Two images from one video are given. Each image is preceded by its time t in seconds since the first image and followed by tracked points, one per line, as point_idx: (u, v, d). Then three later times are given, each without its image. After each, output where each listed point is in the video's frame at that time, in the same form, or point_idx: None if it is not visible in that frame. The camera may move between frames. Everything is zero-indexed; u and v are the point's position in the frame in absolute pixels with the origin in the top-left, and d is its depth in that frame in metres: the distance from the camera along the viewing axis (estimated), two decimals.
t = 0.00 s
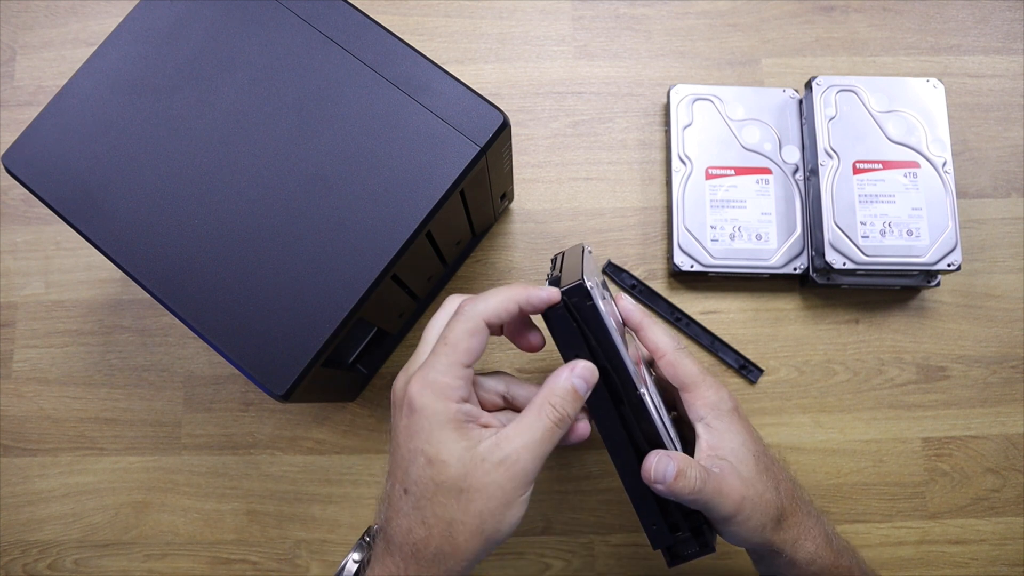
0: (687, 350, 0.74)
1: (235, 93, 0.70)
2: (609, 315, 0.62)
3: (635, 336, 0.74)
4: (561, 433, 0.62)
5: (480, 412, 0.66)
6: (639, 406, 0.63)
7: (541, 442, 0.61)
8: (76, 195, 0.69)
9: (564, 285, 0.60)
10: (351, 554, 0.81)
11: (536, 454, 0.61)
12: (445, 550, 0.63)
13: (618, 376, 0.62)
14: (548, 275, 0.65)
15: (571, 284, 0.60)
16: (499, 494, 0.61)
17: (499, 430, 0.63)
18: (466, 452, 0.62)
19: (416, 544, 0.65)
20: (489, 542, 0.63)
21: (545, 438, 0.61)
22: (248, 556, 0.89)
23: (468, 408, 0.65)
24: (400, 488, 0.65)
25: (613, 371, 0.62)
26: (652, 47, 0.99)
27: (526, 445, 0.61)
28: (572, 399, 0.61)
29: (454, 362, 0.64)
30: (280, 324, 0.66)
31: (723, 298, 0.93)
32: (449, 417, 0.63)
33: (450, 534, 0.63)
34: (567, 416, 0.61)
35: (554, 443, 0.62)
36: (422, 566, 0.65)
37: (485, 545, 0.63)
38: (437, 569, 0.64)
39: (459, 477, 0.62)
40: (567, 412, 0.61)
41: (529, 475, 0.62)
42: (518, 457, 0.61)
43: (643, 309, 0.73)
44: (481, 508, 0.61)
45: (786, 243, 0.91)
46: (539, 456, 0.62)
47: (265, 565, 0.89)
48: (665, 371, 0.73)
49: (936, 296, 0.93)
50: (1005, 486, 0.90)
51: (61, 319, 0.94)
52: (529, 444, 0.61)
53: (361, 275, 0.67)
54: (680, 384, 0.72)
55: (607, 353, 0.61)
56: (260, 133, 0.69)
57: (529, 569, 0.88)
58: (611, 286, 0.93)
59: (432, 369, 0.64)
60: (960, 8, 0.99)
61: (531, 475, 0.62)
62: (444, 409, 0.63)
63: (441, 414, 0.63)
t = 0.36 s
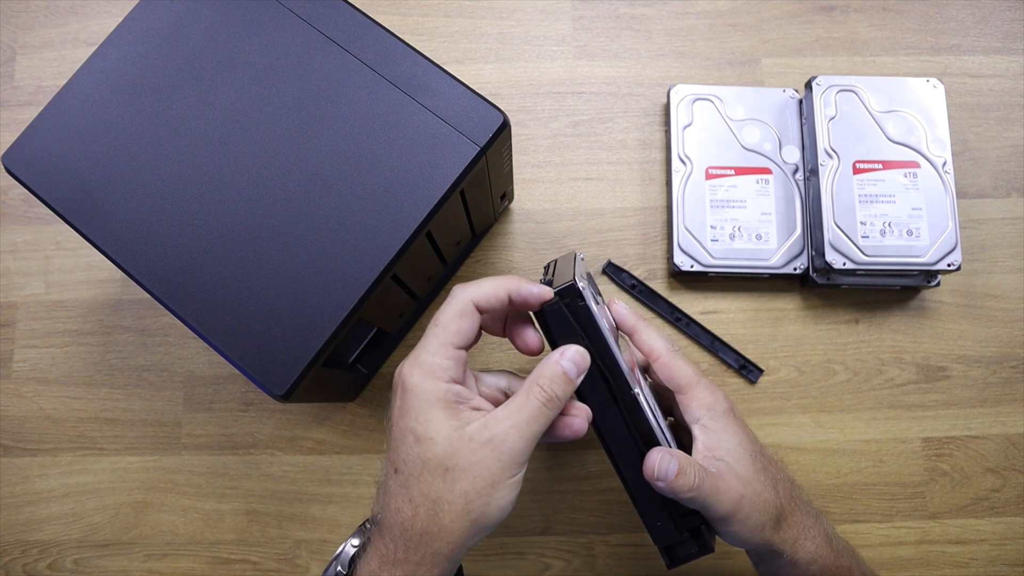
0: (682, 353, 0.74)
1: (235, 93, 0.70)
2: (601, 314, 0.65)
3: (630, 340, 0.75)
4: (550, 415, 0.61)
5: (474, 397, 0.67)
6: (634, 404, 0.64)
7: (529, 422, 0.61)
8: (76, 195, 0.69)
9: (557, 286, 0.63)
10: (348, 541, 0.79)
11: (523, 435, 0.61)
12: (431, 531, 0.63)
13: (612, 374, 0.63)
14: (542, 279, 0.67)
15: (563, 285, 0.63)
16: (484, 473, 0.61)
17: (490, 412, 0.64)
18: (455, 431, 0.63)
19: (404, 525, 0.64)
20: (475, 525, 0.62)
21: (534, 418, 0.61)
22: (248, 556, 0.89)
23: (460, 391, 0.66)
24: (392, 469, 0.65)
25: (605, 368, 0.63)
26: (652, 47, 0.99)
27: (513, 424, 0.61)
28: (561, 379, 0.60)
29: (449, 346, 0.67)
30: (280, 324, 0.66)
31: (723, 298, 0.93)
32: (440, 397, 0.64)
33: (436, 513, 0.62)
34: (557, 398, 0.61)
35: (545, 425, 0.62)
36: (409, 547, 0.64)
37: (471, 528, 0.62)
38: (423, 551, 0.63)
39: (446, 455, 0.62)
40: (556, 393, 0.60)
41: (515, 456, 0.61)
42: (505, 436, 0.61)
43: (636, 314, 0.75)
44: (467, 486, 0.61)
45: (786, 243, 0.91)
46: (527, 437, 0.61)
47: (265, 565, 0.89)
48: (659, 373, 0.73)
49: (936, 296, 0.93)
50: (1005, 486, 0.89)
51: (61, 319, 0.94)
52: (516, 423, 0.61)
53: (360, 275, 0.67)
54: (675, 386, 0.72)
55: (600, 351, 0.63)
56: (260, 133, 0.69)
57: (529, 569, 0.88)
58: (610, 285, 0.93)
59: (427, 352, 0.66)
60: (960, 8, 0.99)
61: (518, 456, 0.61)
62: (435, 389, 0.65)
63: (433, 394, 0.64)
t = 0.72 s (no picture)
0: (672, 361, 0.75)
1: (234, 93, 0.70)
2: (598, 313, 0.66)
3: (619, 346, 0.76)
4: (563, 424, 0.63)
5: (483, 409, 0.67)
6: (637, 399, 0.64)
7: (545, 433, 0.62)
8: (76, 195, 0.69)
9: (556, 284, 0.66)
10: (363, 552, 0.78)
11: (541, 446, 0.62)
12: (457, 546, 0.64)
13: (614, 368, 0.64)
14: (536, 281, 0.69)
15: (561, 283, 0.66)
16: (508, 487, 0.62)
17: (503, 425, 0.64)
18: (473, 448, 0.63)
19: (429, 544, 0.65)
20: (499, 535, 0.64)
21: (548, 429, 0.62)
22: (248, 556, 0.89)
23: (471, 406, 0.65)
24: (410, 490, 0.65)
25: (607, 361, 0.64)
26: (652, 47, 0.99)
27: (530, 437, 0.62)
28: (571, 389, 0.62)
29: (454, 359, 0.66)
30: (280, 324, 0.66)
31: (723, 298, 0.93)
32: (455, 415, 0.64)
33: (462, 531, 0.63)
34: (569, 407, 0.62)
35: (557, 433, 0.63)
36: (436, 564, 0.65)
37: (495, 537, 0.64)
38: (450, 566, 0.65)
39: (467, 474, 0.62)
40: (568, 402, 0.62)
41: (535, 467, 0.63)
42: (524, 450, 0.62)
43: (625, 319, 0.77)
44: (491, 501, 0.62)
45: (786, 243, 0.91)
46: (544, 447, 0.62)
47: (265, 565, 0.89)
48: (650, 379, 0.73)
49: (936, 296, 0.93)
50: (1005, 486, 0.89)
51: (61, 319, 0.94)
52: (533, 436, 0.62)
53: (360, 275, 0.67)
54: (666, 393, 0.73)
55: (601, 347, 0.64)
56: (260, 133, 0.69)
57: (529, 569, 0.88)
58: (610, 285, 0.93)
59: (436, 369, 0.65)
60: (960, 8, 0.99)
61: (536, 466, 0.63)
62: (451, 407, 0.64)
63: (450, 414, 0.64)
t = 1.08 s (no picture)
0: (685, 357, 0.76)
1: (234, 93, 0.70)
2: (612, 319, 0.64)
3: (633, 340, 0.77)
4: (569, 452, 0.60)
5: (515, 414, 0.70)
6: (650, 405, 0.62)
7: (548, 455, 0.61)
8: (76, 195, 0.69)
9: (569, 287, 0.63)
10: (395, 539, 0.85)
11: (543, 464, 0.62)
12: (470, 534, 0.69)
13: (627, 374, 0.62)
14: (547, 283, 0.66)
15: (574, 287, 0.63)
16: (508, 493, 0.64)
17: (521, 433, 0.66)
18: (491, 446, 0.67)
19: (449, 526, 0.70)
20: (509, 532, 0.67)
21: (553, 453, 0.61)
22: (248, 556, 0.89)
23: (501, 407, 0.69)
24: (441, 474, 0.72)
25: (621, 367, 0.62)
26: (652, 48, 0.99)
27: (532, 452, 0.62)
28: (585, 426, 0.58)
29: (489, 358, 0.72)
30: (280, 324, 0.66)
31: (723, 298, 0.93)
32: (483, 413, 0.69)
33: (473, 522, 0.67)
34: (579, 439, 0.59)
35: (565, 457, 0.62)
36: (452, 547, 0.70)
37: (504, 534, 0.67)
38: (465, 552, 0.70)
39: (481, 471, 0.66)
40: (575, 434, 0.59)
41: (539, 482, 0.63)
42: (524, 462, 0.63)
43: (638, 316, 0.77)
44: (493, 502, 0.65)
45: (786, 243, 0.91)
46: (547, 465, 0.62)
47: (265, 565, 0.89)
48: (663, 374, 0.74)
49: (936, 296, 0.93)
50: (1005, 486, 0.90)
51: (61, 319, 0.94)
52: (534, 450, 0.62)
53: (360, 275, 0.67)
54: (677, 389, 0.73)
55: (615, 353, 0.62)
56: (259, 133, 0.69)
57: (530, 569, 0.88)
58: (611, 286, 0.93)
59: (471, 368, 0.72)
60: (960, 8, 0.99)
61: (540, 481, 0.63)
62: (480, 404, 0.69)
63: (478, 411, 0.69)
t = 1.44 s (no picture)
0: (669, 366, 0.74)
1: (234, 93, 0.70)
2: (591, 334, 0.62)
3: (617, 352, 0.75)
4: (543, 436, 0.60)
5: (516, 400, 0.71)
6: (631, 416, 0.62)
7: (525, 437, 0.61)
8: (76, 195, 0.69)
9: (546, 302, 0.61)
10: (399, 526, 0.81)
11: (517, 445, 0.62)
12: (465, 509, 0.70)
13: (606, 389, 0.61)
14: (529, 295, 0.64)
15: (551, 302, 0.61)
16: (489, 469, 0.66)
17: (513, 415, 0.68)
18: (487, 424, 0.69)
19: (450, 501, 0.73)
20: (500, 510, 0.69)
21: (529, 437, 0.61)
22: (249, 556, 0.90)
23: (506, 394, 0.72)
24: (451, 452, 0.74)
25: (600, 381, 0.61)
26: (652, 47, 0.99)
27: (509, 433, 0.62)
28: (561, 413, 0.58)
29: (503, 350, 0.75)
30: (280, 324, 0.66)
31: (723, 298, 0.93)
32: (487, 397, 0.72)
33: (465, 497, 0.69)
34: (552, 425, 0.58)
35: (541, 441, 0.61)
36: (450, 522, 0.73)
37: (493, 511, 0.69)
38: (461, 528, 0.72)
39: (477, 446, 0.69)
40: (548, 419, 0.58)
41: (518, 462, 0.64)
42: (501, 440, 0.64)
43: (622, 325, 0.75)
44: (479, 477, 0.67)
45: (786, 243, 0.91)
46: (524, 447, 0.62)
47: (265, 565, 0.89)
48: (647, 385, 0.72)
49: (936, 296, 0.93)
50: (1005, 486, 0.89)
51: (61, 319, 0.94)
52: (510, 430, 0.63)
53: (360, 275, 0.67)
54: (663, 399, 0.71)
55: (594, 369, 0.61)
56: (259, 133, 0.69)
57: (529, 569, 0.88)
58: (610, 285, 0.93)
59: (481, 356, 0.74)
60: (960, 8, 0.99)
61: (518, 461, 0.64)
62: (486, 389, 0.72)
63: (482, 395, 0.72)
